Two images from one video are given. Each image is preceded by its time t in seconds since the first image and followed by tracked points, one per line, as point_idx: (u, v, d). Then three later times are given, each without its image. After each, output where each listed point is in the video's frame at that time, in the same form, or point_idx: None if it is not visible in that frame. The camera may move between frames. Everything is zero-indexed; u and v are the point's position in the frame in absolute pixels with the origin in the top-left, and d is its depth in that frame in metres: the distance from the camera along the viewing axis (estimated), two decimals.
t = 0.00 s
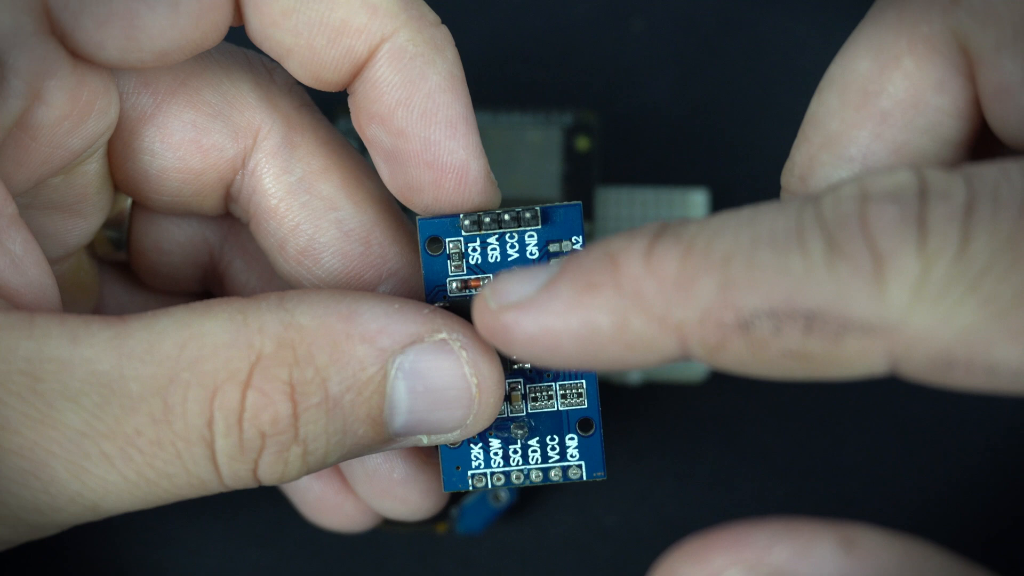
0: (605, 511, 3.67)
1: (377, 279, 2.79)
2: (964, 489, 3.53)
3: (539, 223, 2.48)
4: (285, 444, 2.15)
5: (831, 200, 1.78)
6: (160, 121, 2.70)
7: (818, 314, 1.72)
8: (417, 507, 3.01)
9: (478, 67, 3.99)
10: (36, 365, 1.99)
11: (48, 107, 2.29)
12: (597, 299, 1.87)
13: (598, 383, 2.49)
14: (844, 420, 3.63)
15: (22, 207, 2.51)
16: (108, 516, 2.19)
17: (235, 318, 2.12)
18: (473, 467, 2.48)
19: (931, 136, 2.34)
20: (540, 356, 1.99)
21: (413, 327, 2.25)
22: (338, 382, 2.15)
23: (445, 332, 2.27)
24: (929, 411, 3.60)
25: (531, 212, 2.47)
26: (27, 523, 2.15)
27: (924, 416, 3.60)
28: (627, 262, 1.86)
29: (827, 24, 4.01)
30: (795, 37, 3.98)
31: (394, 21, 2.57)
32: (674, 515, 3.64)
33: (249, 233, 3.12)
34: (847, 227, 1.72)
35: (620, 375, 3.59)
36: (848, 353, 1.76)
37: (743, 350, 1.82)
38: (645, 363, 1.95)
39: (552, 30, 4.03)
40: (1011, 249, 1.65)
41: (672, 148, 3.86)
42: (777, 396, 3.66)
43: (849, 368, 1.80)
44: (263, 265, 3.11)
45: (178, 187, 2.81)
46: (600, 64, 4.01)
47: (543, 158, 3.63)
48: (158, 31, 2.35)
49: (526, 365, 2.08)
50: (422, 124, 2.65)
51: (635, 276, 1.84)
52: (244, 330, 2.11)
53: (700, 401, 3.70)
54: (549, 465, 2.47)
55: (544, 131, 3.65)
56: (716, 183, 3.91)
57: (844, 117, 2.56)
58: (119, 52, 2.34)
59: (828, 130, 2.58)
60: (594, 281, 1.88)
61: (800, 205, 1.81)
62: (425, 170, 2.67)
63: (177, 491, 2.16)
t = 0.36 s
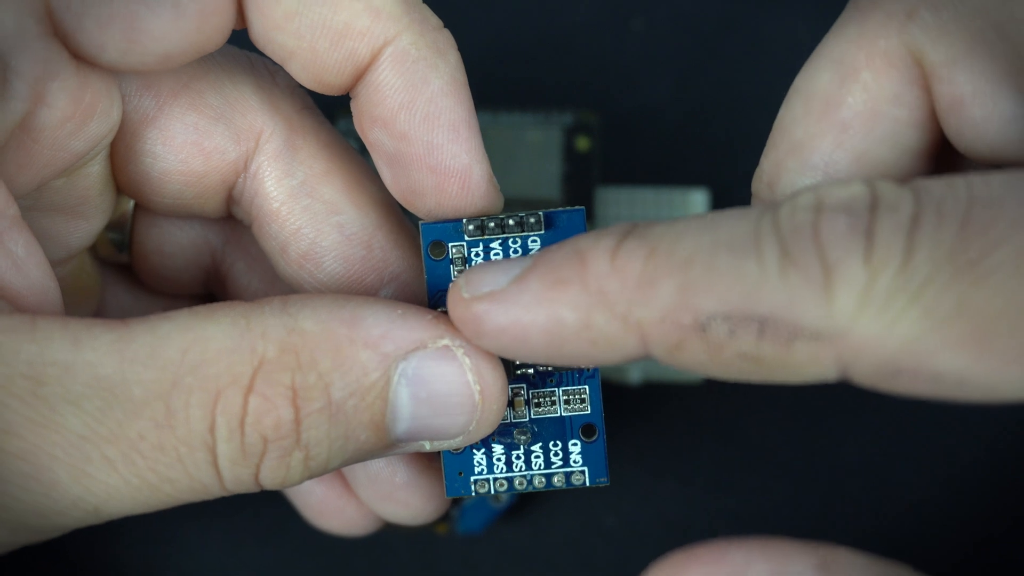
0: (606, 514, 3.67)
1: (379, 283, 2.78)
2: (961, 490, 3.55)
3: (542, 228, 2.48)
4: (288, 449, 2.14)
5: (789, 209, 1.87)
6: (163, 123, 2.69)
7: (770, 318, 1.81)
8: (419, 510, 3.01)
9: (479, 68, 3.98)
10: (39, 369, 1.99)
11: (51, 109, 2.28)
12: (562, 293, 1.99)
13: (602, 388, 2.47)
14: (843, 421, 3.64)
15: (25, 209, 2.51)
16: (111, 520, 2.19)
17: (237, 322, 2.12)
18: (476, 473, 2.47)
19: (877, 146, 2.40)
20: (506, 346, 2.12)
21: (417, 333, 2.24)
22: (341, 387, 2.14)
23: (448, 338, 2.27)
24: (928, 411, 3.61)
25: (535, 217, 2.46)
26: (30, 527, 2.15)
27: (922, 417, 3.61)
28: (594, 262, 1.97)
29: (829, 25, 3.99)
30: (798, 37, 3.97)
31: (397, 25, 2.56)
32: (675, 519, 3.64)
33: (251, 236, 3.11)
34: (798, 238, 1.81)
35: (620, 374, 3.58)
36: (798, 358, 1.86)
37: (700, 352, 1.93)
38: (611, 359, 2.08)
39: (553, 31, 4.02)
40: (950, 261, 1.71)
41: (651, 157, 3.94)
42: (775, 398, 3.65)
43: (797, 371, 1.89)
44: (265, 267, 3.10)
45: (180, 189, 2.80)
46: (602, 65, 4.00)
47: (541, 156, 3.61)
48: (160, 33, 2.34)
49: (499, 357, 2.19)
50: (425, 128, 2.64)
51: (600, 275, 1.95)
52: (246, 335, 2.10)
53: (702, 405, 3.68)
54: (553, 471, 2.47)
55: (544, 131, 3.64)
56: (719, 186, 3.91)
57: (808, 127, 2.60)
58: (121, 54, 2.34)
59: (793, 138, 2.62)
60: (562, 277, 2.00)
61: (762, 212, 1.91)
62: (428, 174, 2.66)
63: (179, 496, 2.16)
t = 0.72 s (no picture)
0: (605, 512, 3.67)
1: (376, 281, 2.79)
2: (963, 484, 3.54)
3: (540, 224, 2.48)
4: (284, 444, 2.15)
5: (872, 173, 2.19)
6: (161, 122, 2.70)
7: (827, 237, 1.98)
8: (416, 507, 3.01)
9: (478, 68, 3.99)
10: (35, 365, 1.99)
11: (50, 108, 2.28)
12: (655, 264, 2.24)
13: (598, 383, 2.49)
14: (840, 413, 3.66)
15: (23, 208, 2.50)
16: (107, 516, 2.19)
17: (234, 319, 2.12)
18: (472, 468, 2.48)
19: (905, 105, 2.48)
20: (615, 331, 2.32)
21: (413, 328, 2.24)
22: (337, 383, 2.15)
23: (445, 333, 2.26)
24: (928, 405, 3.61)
25: (533, 213, 2.47)
26: (27, 522, 2.16)
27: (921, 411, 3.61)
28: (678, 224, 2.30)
29: (829, 25, 3.99)
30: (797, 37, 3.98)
31: (397, 24, 2.57)
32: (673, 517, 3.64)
33: (249, 235, 3.13)
34: (903, 178, 2.16)
35: (620, 375, 3.58)
36: (914, 283, 2.24)
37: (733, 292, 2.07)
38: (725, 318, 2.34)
39: (552, 31, 4.03)
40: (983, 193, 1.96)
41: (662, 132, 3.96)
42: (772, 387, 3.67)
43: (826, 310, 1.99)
44: (262, 265, 3.11)
45: (178, 188, 2.81)
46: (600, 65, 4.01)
47: (542, 156, 3.63)
48: (158, 32, 2.35)
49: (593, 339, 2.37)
50: (424, 126, 2.65)
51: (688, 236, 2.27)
52: (242, 331, 2.10)
53: (700, 401, 3.71)
54: (549, 466, 2.47)
55: (544, 131, 3.68)
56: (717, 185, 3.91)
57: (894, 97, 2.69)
58: (122, 51, 2.35)
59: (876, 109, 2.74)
60: (652, 253, 2.28)
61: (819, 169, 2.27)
62: (427, 171, 2.67)
63: (175, 491, 2.17)
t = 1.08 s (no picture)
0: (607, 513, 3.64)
1: (375, 280, 2.78)
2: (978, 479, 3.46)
3: (539, 222, 2.47)
4: (283, 444, 2.13)
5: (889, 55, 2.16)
6: (158, 120, 2.69)
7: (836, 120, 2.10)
8: (417, 508, 2.99)
9: (479, 66, 3.98)
10: (31, 365, 1.97)
11: (46, 105, 2.29)
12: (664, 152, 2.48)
13: (599, 383, 2.46)
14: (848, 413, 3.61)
15: (20, 206, 2.51)
16: (105, 517, 2.17)
17: (231, 317, 2.10)
18: (472, 468, 2.46)
19: (948, 51, 2.45)
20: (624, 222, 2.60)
21: (411, 327, 2.21)
22: (335, 382, 2.13)
23: (444, 332, 2.24)
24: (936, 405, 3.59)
25: (532, 210, 2.46)
26: (23, 524, 2.14)
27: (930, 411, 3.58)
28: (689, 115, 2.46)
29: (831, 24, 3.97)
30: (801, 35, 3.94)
31: (393, 20, 2.56)
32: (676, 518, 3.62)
33: (247, 233, 3.10)
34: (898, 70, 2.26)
35: (620, 374, 3.57)
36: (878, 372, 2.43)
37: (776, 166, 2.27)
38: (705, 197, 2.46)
39: (553, 30, 4.02)
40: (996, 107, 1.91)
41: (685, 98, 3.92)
42: (767, 381, 3.68)
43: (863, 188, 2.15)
44: (262, 264, 3.09)
45: (176, 186, 2.80)
46: (602, 63, 3.99)
47: (543, 155, 3.61)
48: (154, 30, 2.34)
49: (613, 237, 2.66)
50: (421, 122, 2.63)
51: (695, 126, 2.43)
52: (240, 329, 2.09)
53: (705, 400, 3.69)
54: (550, 466, 2.45)
55: (544, 130, 3.65)
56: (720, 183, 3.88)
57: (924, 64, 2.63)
58: (117, 51, 2.33)
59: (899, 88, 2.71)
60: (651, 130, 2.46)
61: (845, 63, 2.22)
62: (424, 168, 2.65)
63: (173, 492, 2.15)
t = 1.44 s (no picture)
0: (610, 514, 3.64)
1: (379, 281, 2.79)
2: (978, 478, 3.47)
3: (542, 224, 2.47)
4: (288, 445, 2.14)
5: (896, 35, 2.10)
6: (164, 121, 2.69)
7: (840, 122, 2.11)
8: (421, 509, 3.00)
9: (481, 67, 3.98)
10: (37, 366, 1.98)
11: (52, 106, 2.28)
12: (658, 140, 2.49)
13: (603, 383, 2.47)
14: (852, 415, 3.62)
15: (25, 207, 2.52)
16: (110, 519, 2.18)
17: (237, 318, 2.11)
18: (477, 469, 2.46)
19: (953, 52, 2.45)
20: (616, 209, 2.63)
21: (416, 328, 2.22)
22: (341, 383, 2.14)
23: (448, 333, 2.24)
24: (940, 406, 3.59)
25: (535, 213, 2.46)
26: (28, 525, 2.14)
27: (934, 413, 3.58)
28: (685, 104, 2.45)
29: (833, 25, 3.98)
30: (803, 35, 3.94)
31: (399, 21, 2.57)
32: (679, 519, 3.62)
33: (251, 234, 3.11)
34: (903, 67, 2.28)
35: (620, 375, 3.58)
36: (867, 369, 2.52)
37: (777, 169, 2.27)
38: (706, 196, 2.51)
39: (556, 30, 4.02)
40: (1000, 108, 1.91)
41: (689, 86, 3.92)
42: (768, 381, 3.69)
43: (868, 180, 2.13)
44: (265, 265, 3.10)
45: (181, 187, 2.80)
46: (604, 64, 4.00)
47: (543, 155, 3.61)
48: (160, 31, 2.34)
49: (609, 223, 2.69)
50: (426, 124, 2.64)
51: (688, 113, 2.43)
52: (245, 330, 2.10)
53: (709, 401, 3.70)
54: (554, 466, 2.46)
55: (544, 131, 3.65)
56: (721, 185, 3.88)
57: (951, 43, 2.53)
58: (123, 52, 2.34)
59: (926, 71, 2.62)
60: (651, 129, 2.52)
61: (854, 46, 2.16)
62: (428, 170, 2.65)
63: (179, 494, 2.15)
